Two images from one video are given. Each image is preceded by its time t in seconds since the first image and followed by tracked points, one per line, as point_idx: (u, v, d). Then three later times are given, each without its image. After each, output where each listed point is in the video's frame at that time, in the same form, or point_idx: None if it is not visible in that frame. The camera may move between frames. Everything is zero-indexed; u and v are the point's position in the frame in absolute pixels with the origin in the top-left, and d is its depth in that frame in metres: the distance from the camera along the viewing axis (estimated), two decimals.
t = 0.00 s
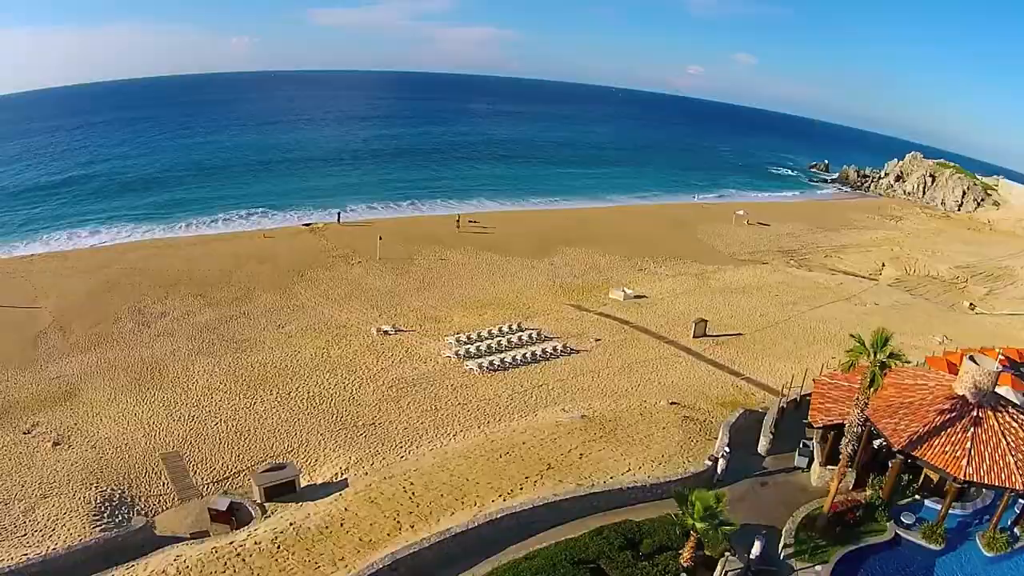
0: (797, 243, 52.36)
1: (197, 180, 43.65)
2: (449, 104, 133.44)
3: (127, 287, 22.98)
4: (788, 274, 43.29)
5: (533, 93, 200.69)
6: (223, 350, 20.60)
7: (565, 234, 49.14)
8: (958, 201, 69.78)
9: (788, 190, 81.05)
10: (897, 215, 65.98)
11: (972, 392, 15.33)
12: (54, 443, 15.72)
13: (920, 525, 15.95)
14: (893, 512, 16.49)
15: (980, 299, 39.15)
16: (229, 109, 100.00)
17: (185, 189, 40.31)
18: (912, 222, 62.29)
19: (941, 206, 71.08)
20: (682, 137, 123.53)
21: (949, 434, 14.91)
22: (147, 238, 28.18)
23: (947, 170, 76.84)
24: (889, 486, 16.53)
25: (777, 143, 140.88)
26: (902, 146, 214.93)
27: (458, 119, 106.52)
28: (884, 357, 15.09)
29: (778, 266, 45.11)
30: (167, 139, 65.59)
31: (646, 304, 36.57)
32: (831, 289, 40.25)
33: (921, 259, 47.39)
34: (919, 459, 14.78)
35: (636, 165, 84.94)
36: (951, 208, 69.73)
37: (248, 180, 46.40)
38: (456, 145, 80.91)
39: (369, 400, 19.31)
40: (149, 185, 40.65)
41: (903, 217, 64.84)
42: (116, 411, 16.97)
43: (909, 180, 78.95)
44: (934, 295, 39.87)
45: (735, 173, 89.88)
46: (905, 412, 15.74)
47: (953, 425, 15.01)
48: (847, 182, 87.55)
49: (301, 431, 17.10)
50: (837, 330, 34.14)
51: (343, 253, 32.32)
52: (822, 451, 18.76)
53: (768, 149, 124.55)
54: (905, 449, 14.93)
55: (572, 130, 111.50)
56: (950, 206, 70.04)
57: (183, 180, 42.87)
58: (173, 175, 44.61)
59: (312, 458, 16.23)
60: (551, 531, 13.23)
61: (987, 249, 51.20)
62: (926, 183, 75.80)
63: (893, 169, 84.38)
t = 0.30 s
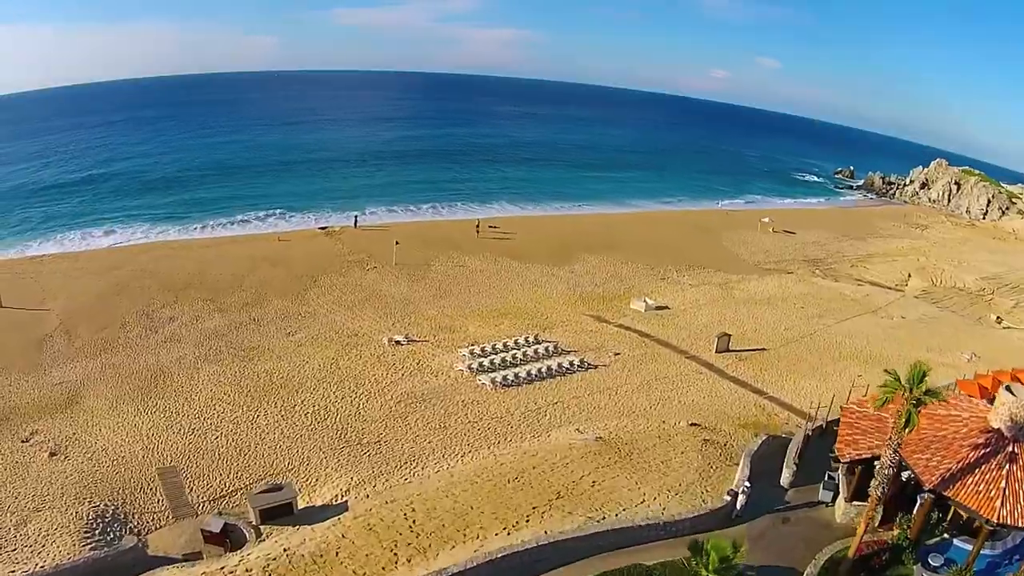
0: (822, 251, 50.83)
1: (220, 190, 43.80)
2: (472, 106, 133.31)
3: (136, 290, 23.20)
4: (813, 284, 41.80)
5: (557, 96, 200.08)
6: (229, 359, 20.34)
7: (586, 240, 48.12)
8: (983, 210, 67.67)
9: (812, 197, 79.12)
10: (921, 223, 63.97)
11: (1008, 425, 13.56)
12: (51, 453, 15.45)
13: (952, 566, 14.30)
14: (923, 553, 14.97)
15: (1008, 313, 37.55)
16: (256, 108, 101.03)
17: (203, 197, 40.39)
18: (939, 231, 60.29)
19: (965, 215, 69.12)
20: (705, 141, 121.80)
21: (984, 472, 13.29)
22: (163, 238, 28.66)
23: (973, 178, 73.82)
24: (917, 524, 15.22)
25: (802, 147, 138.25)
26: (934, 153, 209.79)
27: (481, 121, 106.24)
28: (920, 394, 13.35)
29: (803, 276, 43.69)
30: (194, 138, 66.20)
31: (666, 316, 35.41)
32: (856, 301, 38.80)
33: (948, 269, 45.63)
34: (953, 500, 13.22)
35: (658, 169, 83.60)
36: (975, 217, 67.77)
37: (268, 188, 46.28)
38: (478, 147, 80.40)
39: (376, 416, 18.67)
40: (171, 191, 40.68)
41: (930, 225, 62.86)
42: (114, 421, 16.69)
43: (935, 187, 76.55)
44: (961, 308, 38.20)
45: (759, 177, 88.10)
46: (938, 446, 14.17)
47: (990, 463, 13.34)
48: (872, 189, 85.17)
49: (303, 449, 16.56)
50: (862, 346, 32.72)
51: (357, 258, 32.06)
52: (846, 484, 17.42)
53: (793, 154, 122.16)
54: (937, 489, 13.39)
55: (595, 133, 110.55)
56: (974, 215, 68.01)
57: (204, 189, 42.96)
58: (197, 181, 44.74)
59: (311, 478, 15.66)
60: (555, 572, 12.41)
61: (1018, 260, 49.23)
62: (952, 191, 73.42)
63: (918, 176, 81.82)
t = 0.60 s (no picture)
0: (848, 261, 49.15)
1: (239, 200, 44.01)
2: (493, 107, 132.78)
3: (142, 296, 23.74)
4: (837, 295, 40.28)
5: (583, 99, 199.12)
6: (236, 368, 20.17)
7: (607, 248, 47.00)
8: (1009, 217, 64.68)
9: (836, 203, 77.08)
10: (947, 231, 61.83)
11: None
12: (46, 464, 15.58)
13: None
14: None
15: None
16: (281, 108, 101.75)
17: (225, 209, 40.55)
18: (967, 240, 58.11)
19: (989, 224, 66.20)
20: (728, 145, 119.74)
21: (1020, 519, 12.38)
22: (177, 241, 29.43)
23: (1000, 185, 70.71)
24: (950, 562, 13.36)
25: (828, 153, 135.30)
26: (968, 161, 203.77)
27: (505, 123, 105.85)
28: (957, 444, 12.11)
29: (830, 286, 42.17)
30: (217, 138, 66.64)
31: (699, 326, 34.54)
32: (881, 314, 37.24)
33: (975, 280, 43.75)
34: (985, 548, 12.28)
35: (681, 173, 82.12)
36: (1000, 225, 64.83)
37: (290, 196, 46.24)
38: (499, 149, 79.76)
39: (382, 432, 18.15)
40: (191, 205, 40.92)
41: (957, 234, 60.70)
42: (111, 431, 16.82)
43: (960, 195, 73.69)
44: (990, 323, 36.48)
45: (783, 183, 86.16)
46: (970, 486, 13.19)
47: None
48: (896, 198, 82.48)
49: (304, 469, 16.20)
50: (884, 363, 31.35)
51: (374, 263, 31.92)
52: (873, 524, 16.03)
53: (817, 159, 119.53)
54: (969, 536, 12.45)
55: (619, 136, 109.43)
56: (999, 223, 65.03)
57: (224, 202, 43.14)
58: (216, 194, 45.01)
59: (310, 499, 15.24)
60: None
61: None
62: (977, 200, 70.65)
63: (943, 184, 78.98)
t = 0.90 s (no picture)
0: (868, 269, 47.75)
1: (254, 205, 43.92)
2: (512, 109, 132.11)
3: (147, 302, 24.41)
4: (858, 306, 38.88)
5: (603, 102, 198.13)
6: (236, 381, 20.39)
7: (625, 255, 45.85)
8: None
9: (856, 209, 75.31)
10: (968, 239, 60.00)
11: None
12: (38, 478, 15.88)
13: None
14: None
15: None
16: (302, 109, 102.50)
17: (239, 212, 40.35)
18: (988, 249, 56.29)
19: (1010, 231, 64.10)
20: (749, 150, 117.80)
21: None
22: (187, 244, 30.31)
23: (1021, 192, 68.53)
24: None
25: (850, 159, 132.62)
26: (997, 169, 198.76)
27: (523, 125, 105.40)
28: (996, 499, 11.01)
29: (850, 297, 40.91)
30: (237, 138, 66.87)
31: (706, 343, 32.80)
32: (902, 326, 35.88)
33: (998, 291, 42.19)
34: None
35: (700, 178, 80.82)
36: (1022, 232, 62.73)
37: (305, 201, 45.95)
38: (517, 152, 79.06)
39: (384, 451, 17.69)
40: (206, 208, 40.79)
41: (979, 242, 58.89)
42: (104, 445, 17.08)
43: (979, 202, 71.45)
44: (1015, 336, 35.02)
45: (804, 188, 84.36)
46: (1005, 533, 11.92)
47: None
48: (917, 203, 80.35)
49: (299, 490, 15.94)
50: (904, 380, 30.09)
51: (387, 270, 31.98)
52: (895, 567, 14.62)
53: (840, 165, 117.09)
54: None
55: (638, 139, 108.35)
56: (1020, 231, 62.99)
57: (239, 203, 43.01)
58: (231, 197, 44.92)
59: (304, 524, 14.94)
60: None
61: None
62: (997, 207, 68.54)
63: (964, 190, 76.74)
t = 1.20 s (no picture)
0: (887, 279, 46.43)
1: (265, 209, 44.03)
2: (530, 112, 131.38)
3: (149, 306, 25.12)
4: (878, 318, 37.49)
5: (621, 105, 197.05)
6: (235, 394, 20.46)
7: (641, 263, 44.76)
8: None
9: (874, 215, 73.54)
10: (989, 248, 58.31)
11: None
12: (28, 492, 16.03)
13: None
14: None
15: None
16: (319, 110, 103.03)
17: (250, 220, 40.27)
18: (1008, 259, 54.62)
19: None
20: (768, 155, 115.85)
21: None
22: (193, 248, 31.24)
23: None
24: None
25: (870, 164, 130.31)
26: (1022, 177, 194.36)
27: (539, 128, 104.86)
28: None
29: (869, 308, 39.66)
30: (252, 139, 66.98)
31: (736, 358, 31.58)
32: (922, 339, 34.57)
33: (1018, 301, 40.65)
34: None
35: (717, 183, 79.54)
36: None
37: (316, 207, 45.67)
38: (532, 154, 78.21)
39: (381, 472, 17.35)
40: (215, 217, 40.69)
41: (999, 252, 57.21)
42: (96, 459, 17.29)
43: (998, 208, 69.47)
44: None
45: (823, 194, 82.62)
46: None
47: None
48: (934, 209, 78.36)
49: (292, 515, 15.74)
50: (924, 399, 28.83)
51: (395, 276, 32.15)
52: None
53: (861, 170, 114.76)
54: None
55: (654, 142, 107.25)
56: None
57: (249, 211, 42.89)
58: (243, 203, 44.81)
59: (294, 550, 14.73)
60: None
61: None
62: (1017, 214, 66.59)
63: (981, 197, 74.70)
